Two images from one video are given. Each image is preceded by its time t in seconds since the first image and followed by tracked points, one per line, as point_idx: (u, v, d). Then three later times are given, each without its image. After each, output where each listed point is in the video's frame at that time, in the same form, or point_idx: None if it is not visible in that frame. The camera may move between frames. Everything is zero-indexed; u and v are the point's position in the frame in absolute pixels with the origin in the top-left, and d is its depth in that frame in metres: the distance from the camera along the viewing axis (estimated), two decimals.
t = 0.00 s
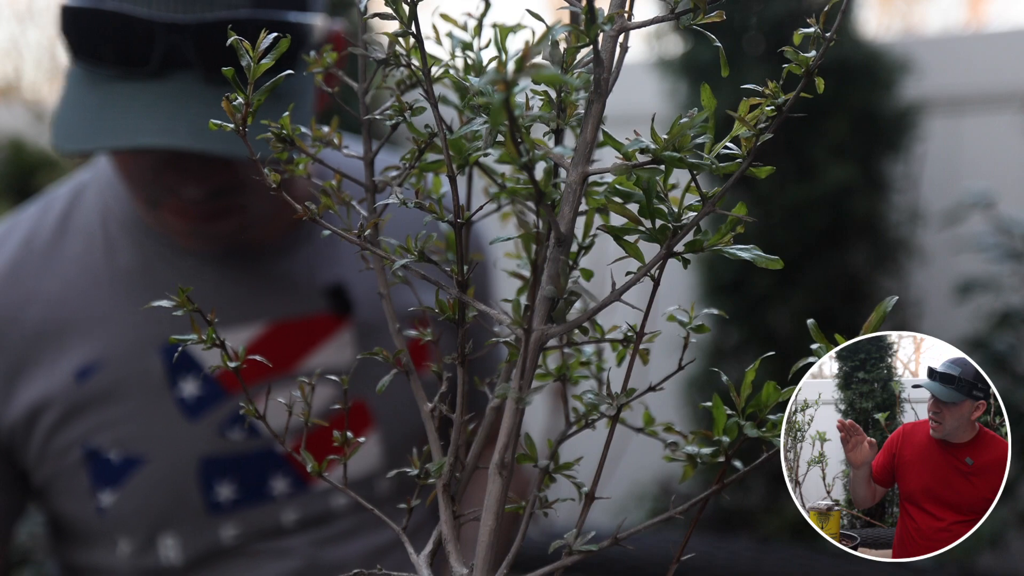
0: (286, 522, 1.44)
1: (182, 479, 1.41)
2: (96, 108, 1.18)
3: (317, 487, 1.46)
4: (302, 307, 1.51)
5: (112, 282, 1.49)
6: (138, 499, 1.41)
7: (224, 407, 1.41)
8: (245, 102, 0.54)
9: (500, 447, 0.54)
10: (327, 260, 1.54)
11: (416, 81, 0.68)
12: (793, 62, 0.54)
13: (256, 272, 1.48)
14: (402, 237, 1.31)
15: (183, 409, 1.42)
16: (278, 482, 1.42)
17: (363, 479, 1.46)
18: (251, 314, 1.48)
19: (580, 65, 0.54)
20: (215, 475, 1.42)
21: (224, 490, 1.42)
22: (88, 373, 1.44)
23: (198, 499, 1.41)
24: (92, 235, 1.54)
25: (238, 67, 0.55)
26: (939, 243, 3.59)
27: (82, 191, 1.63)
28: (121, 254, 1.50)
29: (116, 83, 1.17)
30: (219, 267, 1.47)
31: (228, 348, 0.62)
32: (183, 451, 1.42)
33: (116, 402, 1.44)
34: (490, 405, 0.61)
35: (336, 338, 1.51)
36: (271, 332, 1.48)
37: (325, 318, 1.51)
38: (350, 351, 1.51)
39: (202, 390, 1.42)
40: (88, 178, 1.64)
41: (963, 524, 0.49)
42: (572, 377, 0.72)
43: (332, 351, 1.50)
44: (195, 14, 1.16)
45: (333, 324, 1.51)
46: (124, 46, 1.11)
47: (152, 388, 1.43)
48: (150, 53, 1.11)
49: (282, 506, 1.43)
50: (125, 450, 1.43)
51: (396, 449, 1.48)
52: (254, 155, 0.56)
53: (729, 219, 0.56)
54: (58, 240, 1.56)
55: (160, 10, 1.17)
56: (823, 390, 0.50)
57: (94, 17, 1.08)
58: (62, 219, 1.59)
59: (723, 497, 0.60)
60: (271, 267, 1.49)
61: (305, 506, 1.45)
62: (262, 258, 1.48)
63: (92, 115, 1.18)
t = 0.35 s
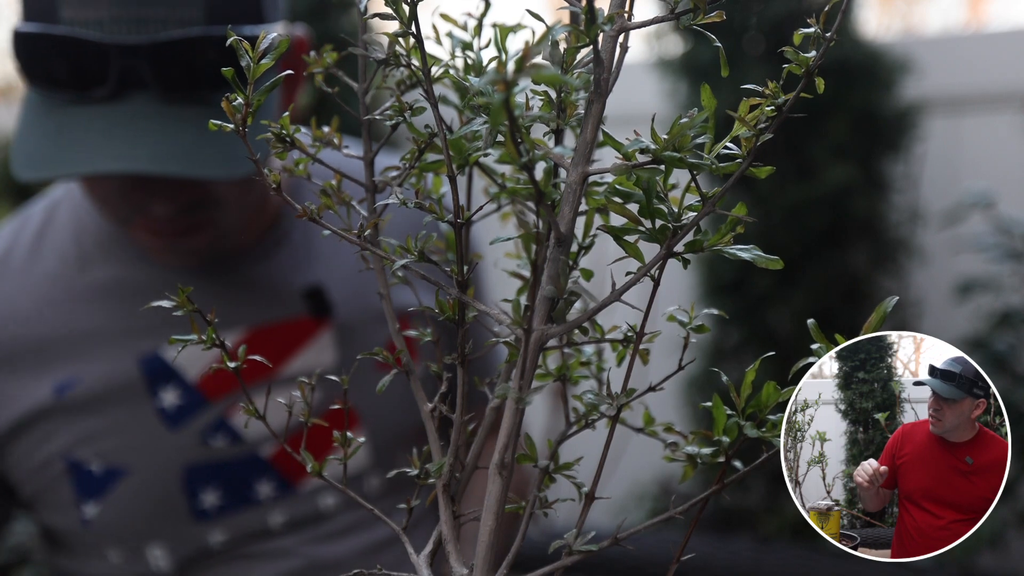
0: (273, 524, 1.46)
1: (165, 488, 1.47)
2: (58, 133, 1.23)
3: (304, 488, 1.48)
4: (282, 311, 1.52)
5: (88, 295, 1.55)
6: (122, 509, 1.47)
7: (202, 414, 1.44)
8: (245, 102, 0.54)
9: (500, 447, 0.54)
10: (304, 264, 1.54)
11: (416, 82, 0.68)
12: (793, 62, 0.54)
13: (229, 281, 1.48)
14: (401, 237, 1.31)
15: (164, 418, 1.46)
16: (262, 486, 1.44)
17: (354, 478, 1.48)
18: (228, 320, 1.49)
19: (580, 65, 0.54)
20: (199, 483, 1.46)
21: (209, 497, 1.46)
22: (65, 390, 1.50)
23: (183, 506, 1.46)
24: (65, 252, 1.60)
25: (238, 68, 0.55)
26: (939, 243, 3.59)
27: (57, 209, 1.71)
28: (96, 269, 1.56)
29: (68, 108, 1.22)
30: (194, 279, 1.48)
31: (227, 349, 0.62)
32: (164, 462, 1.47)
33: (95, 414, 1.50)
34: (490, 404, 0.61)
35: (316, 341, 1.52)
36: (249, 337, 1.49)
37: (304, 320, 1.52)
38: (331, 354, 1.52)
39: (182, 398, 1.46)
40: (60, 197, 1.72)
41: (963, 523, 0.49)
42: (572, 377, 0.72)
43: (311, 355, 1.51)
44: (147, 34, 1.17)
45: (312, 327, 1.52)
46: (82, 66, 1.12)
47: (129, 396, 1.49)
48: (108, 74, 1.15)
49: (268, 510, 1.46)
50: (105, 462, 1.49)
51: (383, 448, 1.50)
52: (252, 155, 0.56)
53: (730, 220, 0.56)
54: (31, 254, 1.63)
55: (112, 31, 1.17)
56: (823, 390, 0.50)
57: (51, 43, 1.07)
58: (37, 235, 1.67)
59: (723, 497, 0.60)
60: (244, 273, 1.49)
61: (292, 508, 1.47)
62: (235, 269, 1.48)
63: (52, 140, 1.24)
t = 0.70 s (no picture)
0: (265, 525, 1.41)
1: (159, 484, 1.42)
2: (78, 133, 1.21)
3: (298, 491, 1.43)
4: (282, 312, 1.49)
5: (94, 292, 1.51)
6: (115, 503, 1.43)
7: (203, 413, 1.41)
8: (245, 102, 0.54)
9: (500, 447, 0.54)
10: (309, 266, 1.51)
11: (416, 82, 0.68)
12: (793, 61, 0.54)
13: (238, 280, 1.47)
14: (401, 237, 1.31)
15: (161, 415, 1.42)
16: (255, 487, 1.40)
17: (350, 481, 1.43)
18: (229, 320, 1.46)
19: (580, 66, 0.54)
20: (193, 480, 1.42)
21: (202, 495, 1.42)
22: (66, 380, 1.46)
23: (176, 503, 1.42)
24: (73, 245, 1.56)
25: (237, 68, 0.55)
26: (939, 243, 3.59)
27: (64, 203, 1.66)
28: (104, 264, 1.52)
29: (93, 109, 1.21)
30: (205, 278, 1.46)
31: (226, 350, 0.62)
32: (160, 457, 1.42)
33: (95, 407, 1.45)
34: (490, 404, 0.61)
35: (316, 344, 1.48)
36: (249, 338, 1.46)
37: (304, 323, 1.48)
38: (332, 358, 1.47)
39: (181, 396, 1.42)
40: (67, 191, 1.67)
41: (964, 522, 0.48)
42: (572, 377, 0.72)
43: (310, 357, 1.47)
44: (175, 38, 1.14)
45: (313, 330, 1.48)
46: (101, 66, 1.12)
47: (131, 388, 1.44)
48: (131, 75, 1.15)
49: (260, 511, 1.41)
50: (102, 455, 1.45)
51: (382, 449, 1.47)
52: (252, 156, 0.56)
53: (730, 220, 0.56)
54: (37, 249, 1.59)
55: (139, 34, 1.15)
56: (823, 390, 0.50)
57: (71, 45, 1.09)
58: (41, 230, 1.62)
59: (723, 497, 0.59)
60: (253, 273, 1.47)
61: (284, 509, 1.42)
62: (244, 268, 1.47)
63: (74, 141, 1.22)
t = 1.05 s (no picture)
0: (269, 523, 1.42)
1: (167, 477, 1.40)
2: (124, 129, 1.23)
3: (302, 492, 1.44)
4: (299, 313, 1.49)
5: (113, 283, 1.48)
6: (122, 494, 1.40)
7: (217, 408, 1.41)
8: (245, 102, 0.54)
9: (501, 447, 0.54)
10: (329, 267, 1.53)
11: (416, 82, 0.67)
12: (793, 62, 0.54)
13: (261, 278, 1.48)
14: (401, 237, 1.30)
15: (175, 407, 1.41)
16: (262, 485, 1.41)
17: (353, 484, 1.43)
18: (248, 316, 1.47)
19: (580, 65, 0.54)
20: (200, 475, 1.41)
21: (209, 490, 1.41)
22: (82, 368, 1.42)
23: (182, 497, 1.40)
24: (95, 232, 1.53)
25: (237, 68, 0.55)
26: (939, 243, 3.59)
27: (89, 190, 1.63)
28: (127, 255, 1.49)
29: (144, 106, 1.22)
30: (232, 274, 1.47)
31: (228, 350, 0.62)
32: (171, 449, 1.40)
33: (111, 396, 1.42)
34: (491, 404, 0.61)
35: (331, 346, 1.48)
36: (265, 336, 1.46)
37: (320, 324, 1.49)
38: (343, 360, 1.48)
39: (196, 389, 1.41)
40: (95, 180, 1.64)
41: (964, 522, 0.48)
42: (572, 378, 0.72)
43: (325, 359, 1.47)
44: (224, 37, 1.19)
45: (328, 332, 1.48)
46: (152, 64, 1.16)
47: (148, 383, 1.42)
48: (184, 73, 1.16)
49: (264, 509, 1.42)
50: (112, 444, 1.41)
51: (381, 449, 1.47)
52: (252, 155, 0.56)
53: (730, 220, 0.56)
54: (58, 233, 1.55)
55: (191, 32, 1.19)
56: (823, 390, 0.50)
57: (121, 41, 1.12)
58: (64, 215, 1.58)
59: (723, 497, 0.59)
60: (278, 273, 1.49)
61: (288, 508, 1.43)
62: (268, 267, 1.48)
63: (127, 137, 1.22)
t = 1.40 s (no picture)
0: (261, 524, 1.40)
1: (166, 463, 1.40)
2: (154, 107, 1.19)
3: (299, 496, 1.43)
4: (317, 314, 1.50)
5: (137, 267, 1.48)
6: (121, 474, 1.38)
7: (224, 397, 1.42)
8: (245, 102, 0.54)
9: (500, 447, 0.54)
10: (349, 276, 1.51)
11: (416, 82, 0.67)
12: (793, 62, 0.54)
13: (284, 272, 1.48)
14: (401, 237, 1.30)
15: (182, 392, 1.41)
16: (259, 483, 1.41)
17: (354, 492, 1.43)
18: (267, 309, 1.48)
19: (579, 66, 0.54)
20: (199, 465, 1.41)
21: (206, 481, 1.40)
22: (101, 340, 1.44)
23: (178, 486, 1.39)
24: (124, 207, 1.54)
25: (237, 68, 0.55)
26: (939, 242, 3.59)
27: (124, 165, 1.64)
28: (153, 233, 1.50)
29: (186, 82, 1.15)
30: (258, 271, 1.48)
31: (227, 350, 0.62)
32: (174, 434, 1.41)
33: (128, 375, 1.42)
34: (491, 404, 0.61)
35: (344, 352, 1.49)
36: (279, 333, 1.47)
37: (336, 329, 1.50)
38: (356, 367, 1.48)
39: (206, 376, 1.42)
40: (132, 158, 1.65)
41: (963, 522, 0.48)
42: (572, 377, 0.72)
43: (339, 362, 1.48)
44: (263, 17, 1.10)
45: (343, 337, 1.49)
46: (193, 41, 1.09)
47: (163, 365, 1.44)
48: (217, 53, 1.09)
49: (259, 508, 1.40)
50: (118, 423, 1.41)
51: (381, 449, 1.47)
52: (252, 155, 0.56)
53: (730, 220, 0.56)
54: (85, 203, 1.55)
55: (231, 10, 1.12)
56: (823, 390, 0.50)
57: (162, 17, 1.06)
58: (95, 188, 1.59)
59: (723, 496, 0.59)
60: (306, 276, 1.49)
61: (281, 511, 1.41)
62: (292, 261, 1.48)
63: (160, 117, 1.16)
